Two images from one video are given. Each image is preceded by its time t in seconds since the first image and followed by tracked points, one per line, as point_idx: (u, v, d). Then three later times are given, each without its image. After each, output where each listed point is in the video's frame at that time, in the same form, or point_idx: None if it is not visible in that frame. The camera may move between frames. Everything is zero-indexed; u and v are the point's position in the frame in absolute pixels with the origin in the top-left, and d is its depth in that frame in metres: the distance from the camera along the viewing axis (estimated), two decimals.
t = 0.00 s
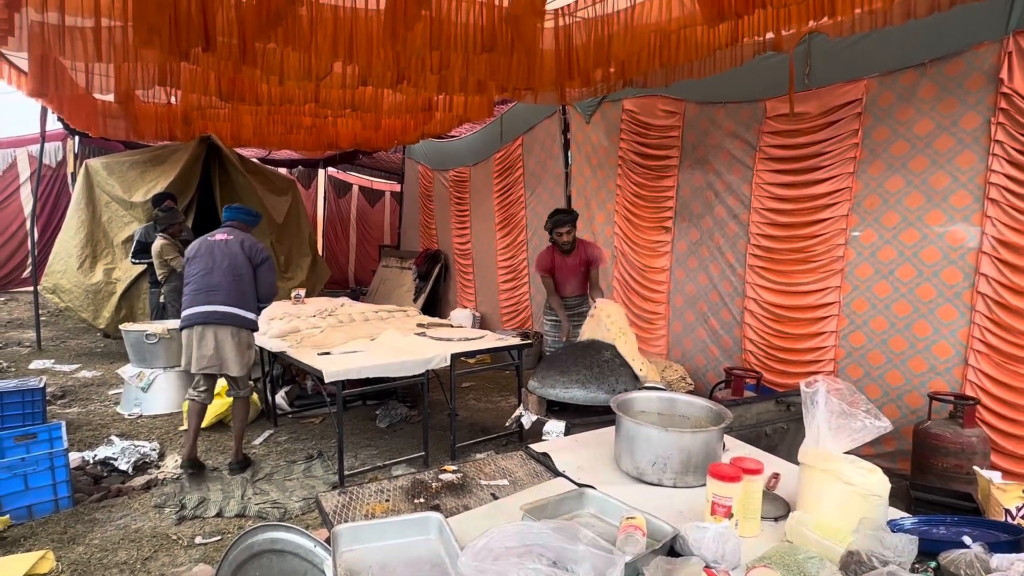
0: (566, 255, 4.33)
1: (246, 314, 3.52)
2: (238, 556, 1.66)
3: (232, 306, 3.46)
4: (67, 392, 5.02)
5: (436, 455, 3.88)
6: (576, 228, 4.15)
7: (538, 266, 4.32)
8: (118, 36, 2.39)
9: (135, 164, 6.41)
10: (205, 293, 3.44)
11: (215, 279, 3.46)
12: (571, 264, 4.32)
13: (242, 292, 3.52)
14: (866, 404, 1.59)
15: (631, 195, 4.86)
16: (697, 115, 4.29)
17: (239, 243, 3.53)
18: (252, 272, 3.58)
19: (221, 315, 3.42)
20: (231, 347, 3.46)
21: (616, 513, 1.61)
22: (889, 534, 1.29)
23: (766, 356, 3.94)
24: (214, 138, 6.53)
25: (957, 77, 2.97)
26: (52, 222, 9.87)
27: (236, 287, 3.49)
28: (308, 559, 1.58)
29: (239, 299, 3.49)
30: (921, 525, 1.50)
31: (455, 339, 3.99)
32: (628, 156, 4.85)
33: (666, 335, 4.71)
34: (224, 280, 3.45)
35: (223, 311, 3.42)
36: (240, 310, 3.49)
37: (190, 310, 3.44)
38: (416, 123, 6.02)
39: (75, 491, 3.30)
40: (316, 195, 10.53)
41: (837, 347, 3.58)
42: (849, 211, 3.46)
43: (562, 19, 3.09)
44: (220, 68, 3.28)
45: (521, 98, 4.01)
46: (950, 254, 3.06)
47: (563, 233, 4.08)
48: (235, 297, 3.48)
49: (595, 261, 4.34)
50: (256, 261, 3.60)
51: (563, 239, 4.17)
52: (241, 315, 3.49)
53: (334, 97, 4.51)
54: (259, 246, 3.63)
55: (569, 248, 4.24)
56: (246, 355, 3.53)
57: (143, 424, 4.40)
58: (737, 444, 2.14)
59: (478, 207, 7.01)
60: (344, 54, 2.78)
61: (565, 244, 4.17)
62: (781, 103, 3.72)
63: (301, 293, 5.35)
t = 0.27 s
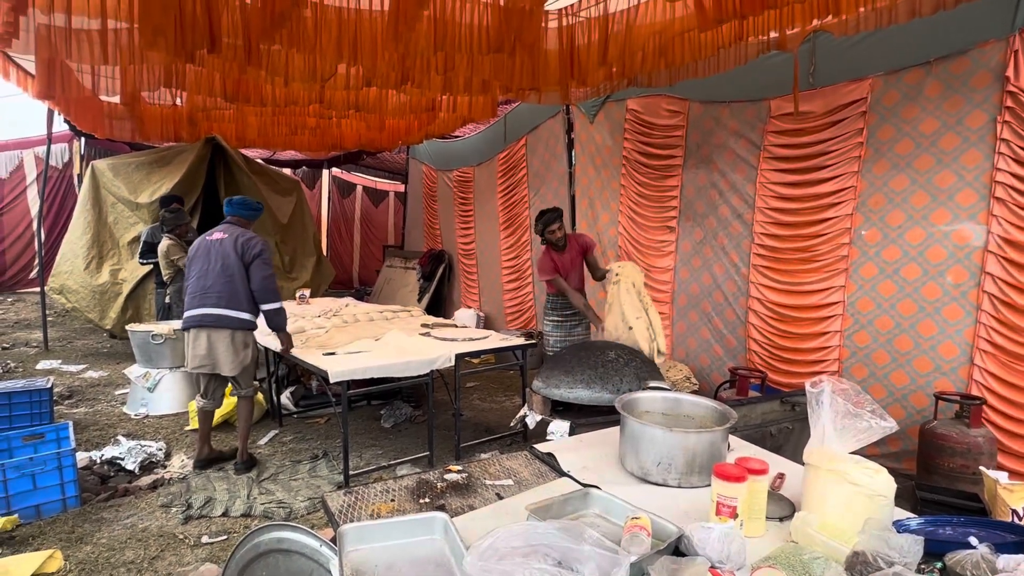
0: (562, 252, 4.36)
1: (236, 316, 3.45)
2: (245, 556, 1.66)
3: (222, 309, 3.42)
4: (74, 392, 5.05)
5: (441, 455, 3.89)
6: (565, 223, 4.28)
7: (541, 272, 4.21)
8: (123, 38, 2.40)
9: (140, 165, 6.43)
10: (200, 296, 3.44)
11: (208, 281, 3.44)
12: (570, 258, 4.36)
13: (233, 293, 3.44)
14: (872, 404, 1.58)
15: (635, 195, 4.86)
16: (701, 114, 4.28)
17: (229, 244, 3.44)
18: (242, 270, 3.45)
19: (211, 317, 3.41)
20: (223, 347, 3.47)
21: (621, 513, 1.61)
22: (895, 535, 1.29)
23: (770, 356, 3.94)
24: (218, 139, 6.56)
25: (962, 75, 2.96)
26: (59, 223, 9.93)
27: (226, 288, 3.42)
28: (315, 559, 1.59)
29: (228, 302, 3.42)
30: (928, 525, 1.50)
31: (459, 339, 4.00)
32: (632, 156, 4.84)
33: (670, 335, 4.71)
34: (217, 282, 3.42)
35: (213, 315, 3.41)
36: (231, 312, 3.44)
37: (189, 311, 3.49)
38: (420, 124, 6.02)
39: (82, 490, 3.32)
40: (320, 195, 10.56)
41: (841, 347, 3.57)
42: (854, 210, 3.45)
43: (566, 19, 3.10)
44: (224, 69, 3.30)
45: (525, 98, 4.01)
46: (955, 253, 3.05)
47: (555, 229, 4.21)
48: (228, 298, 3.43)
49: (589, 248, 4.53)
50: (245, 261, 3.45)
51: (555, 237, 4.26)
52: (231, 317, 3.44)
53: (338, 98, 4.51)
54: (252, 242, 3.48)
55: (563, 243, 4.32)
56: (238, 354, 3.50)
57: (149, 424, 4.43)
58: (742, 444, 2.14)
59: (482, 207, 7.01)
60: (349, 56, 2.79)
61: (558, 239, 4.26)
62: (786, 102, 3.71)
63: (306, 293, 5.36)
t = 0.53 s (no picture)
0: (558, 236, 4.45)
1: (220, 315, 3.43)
2: (248, 554, 1.67)
3: (206, 309, 3.40)
4: (77, 391, 5.06)
5: (443, 453, 3.89)
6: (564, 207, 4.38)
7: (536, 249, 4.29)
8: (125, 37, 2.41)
9: (142, 163, 6.44)
10: (187, 297, 3.46)
11: (193, 282, 3.45)
12: (565, 243, 4.43)
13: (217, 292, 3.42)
14: (876, 402, 1.58)
15: (637, 192, 4.85)
16: (703, 111, 4.27)
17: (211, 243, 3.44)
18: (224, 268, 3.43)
19: (196, 318, 3.40)
20: (211, 346, 3.44)
21: (624, 511, 1.61)
22: (901, 534, 1.28)
23: (772, 354, 3.93)
24: (220, 137, 6.55)
25: (966, 71, 2.94)
26: (61, 222, 9.94)
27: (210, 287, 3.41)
28: (317, 557, 1.59)
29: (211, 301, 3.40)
30: (932, 523, 1.49)
31: (461, 337, 3.99)
32: (634, 154, 4.84)
33: (672, 333, 4.71)
34: (202, 282, 3.41)
35: (198, 315, 3.39)
36: (216, 311, 3.41)
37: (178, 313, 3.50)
38: (421, 122, 6.01)
39: (85, 488, 3.33)
40: (321, 194, 10.56)
41: (843, 344, 3.56)
42: (856, 207, 3.44)
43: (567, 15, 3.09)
44: (226, 67, 3.29)
45: (527, 96, 4.00)
46: (958, 250, 3.03)
47: (553, 211, 4.29)
48: (213, 298, 3.42)
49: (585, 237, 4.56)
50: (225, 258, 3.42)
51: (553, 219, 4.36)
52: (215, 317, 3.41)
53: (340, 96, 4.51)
54: (234, 239, 3.44)
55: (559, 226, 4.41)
56: (225, 353, 3.46)
57: (152, 422, 4.43)
58: (745, 442, 2.14)
59: (483, 205, 7.01)
60: (350, 54, 2.79)
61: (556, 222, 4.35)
62: (788, 99, 3.69)
63: (307, 291, 5.36)
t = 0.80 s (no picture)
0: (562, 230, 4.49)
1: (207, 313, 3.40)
2: (250, 552, 1.67)
3: (193, 307, 3.39)
4: (79, 389, 5.07)
5: (445, 451, 3.89)
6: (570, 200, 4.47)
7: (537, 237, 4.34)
8: (126, 35, 2.40)
9: (144, 161, 6.43)
10: (175, 296, 3.46)
11: (180, 281, 3.45)
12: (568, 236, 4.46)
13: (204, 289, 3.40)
14: (880, 401, 1.58)
15: (638, 190, 4.84)
16: (705, 109, 4.26)
17: (198, 241, 3.43)
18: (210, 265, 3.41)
19: (183, 316, 3.39)
20: (200, 343, 3.43)
21: (627, 510, 1.60)
22: (905, 533, 1.28)
23: (773, 352, 3.92)
24: (222, 136, 6.55)
25: (970, 68, 2.93)
26: (63, 221, 9.95)
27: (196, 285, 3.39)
28: (320, 556, 1.58)
29: (198, 299, 3.39)
30: (936, 522, 1.49)
31: (463, 336, 3.99)
32: (636, 152, 4.83)
33: (674, 331, 4.70)
34: (189, 280, 3.41)
35: (186, 313, 3.38)
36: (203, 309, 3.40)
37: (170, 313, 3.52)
38: (422, 120, 6.01)
39: (88, 487, 3.34)
40: (323, 192, 10.56)
41: (845, 342, 3.55)
42: (859, 205, 3.43)
43: (569, 13, 3.07)
44: (227, 65, 3.29)
45: (528, 94, 3.99)
46: (961, 248, 3.02)
47: (559, 203, 4.40)
48: (200, 296, 3.40)
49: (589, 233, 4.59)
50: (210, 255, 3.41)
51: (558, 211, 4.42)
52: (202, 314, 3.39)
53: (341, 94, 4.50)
54: (220, 235, 3.43)
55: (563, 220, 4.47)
56: (213, 350, 3.44)
57: (154, 420, 4.44)
58: (748, 440, 2.13)
59: (485, 204, 7.00)
60: (352, 52, 2.78)
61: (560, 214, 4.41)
62: (791, 97, 3.68)
63: (309, 290, 5.36)
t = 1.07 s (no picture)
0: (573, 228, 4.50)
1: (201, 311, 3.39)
2: (253, 550, 1.71)
3: (188, 306, 3.38)
4: (82, 388, 5.08)
5: (446, 450, 3.90)
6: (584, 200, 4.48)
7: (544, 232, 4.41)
8: (128, 35, 2.40)
9: (146, 160, 6.43)
10: (172, 295, 3.46)
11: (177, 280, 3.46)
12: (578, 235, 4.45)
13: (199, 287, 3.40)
14: (881, 398, 1.58)
15: (639, 189, 4.84)
16: (706, 108, 4.25)
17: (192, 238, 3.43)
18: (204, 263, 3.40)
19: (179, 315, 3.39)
20: (194, 341, 3.42)
21: (628, 508, 1.61)
22: (906, 531, 1.28)
23: (774, 351, 3.92)
24: (223, 135, 6.55)
25: (971, 67, 2.92)
26: (65, 220, 9.97)
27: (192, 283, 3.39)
28: (321, 554, 1.58)
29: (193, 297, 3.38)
30: (938, 520, 1.49)
31: (464, 335, 4.00)
32: (637, 151, 4.83)
33: (675, 330, 4.70)
34: (183, 280, 3.42)
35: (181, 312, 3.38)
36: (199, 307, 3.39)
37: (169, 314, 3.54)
38: (424, 120, 6.02)
39: (90, 485, 3.34)
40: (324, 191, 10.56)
41: (845, 341, 3.55)
42: (859, 203, 3.43)
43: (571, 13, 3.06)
44: (229, 64, 3.29)
45: (529, 93, 3.99)
46: (962, 246, 3.02)
47: (573, 200, 4.36)
48: (194, 296, 3.40)
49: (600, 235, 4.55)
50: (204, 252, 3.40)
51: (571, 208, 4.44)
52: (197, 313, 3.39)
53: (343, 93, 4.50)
54: (212, 234, 3.41)
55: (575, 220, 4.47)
56: (207, 348, 3.42)
57: (156, 419, 4.45)
58: (748, 438, 2.14)
59: (486, 203, 7.00)
60: (353, 51, 2.78)
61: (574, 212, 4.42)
62: (792, 95, 3.68)
63: (310, 289, 5.37)
